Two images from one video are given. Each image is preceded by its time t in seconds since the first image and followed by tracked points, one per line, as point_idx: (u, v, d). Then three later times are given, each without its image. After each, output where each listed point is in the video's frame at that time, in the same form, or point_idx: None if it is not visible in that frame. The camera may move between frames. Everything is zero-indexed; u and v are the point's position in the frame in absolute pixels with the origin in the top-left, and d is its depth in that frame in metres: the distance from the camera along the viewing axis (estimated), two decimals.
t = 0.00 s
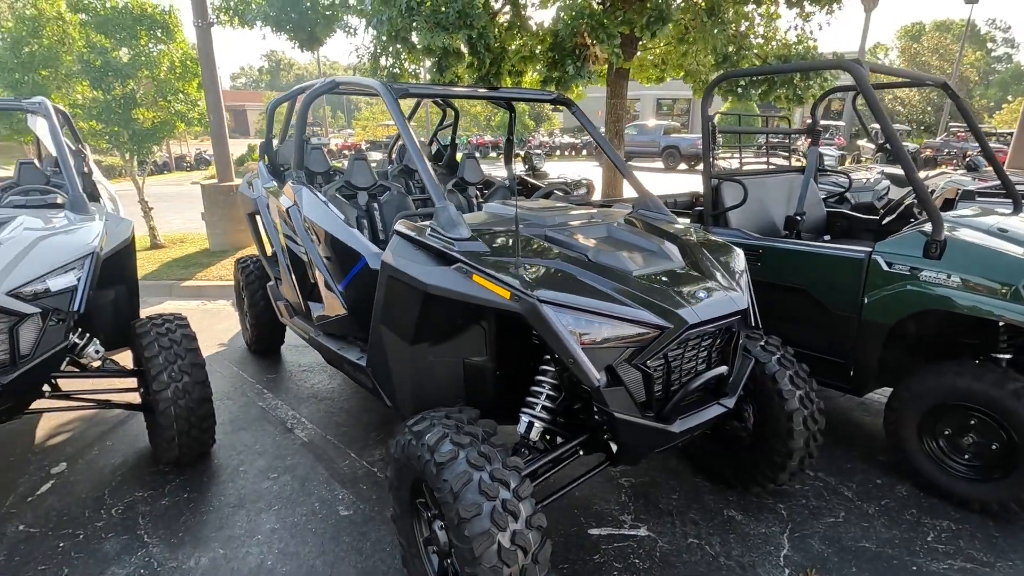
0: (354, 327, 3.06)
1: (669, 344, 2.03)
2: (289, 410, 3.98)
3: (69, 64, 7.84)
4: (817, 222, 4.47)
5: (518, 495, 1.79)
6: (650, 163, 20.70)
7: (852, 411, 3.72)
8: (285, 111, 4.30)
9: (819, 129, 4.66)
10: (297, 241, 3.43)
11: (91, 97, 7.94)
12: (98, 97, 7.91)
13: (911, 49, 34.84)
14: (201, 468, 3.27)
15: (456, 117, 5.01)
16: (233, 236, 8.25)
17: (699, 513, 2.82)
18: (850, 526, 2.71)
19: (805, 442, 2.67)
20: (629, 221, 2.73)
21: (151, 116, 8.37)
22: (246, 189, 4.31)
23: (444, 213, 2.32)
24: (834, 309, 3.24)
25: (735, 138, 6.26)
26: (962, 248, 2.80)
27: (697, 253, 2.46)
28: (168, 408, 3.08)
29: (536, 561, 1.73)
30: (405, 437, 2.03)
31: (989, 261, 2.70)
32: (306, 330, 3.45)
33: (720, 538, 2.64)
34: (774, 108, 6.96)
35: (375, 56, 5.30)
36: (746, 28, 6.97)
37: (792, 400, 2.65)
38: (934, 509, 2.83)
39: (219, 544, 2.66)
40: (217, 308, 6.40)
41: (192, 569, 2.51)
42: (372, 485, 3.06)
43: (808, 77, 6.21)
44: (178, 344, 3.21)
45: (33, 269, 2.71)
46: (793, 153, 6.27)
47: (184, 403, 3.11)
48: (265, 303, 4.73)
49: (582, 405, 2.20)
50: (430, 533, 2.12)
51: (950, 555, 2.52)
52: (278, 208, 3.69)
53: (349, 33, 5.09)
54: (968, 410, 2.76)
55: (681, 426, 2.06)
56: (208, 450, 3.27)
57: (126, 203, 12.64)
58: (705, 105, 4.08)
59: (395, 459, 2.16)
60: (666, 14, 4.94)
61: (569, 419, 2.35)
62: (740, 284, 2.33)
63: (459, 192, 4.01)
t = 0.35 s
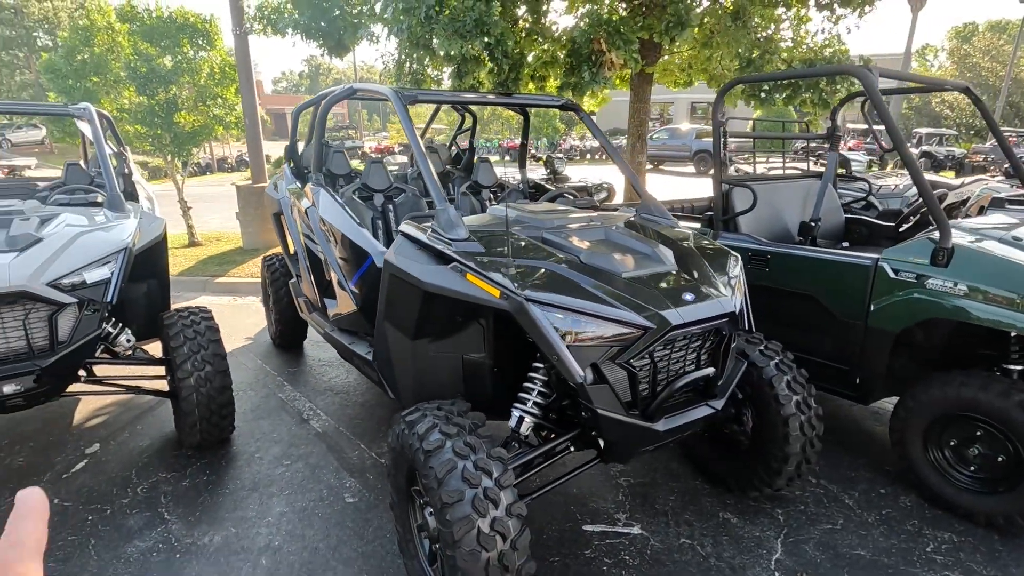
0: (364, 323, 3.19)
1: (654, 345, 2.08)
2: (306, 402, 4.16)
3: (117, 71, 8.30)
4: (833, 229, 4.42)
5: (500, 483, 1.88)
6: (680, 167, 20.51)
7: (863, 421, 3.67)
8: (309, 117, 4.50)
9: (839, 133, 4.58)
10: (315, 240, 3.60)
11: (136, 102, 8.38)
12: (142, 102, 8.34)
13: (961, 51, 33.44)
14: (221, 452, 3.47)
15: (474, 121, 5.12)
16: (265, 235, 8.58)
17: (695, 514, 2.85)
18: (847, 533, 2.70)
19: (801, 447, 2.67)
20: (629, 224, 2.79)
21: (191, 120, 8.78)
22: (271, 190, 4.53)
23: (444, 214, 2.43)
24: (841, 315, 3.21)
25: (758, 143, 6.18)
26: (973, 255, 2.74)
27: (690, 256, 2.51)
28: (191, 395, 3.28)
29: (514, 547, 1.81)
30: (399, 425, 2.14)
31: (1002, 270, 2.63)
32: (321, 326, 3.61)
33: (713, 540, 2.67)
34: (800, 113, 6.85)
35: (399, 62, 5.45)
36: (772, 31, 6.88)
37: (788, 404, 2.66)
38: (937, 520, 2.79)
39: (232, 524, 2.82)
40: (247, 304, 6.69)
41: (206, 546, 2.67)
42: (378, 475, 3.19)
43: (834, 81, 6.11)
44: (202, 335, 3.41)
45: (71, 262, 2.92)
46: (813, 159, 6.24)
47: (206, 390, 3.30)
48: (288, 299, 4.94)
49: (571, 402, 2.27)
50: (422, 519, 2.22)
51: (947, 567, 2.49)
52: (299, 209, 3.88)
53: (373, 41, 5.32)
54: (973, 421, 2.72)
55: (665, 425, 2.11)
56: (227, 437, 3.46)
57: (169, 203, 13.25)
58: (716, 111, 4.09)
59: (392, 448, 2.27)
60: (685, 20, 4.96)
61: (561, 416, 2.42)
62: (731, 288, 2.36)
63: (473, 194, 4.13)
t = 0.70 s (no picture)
0: (374, 323, 3.34)
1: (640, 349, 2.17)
2: (322, 398, 4.34)
3: (156, 78, 8.70)
4: (846, 237, 4.40)
5: (487, 477, 1.99)
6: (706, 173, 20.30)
7: (869, 431, 3.65)
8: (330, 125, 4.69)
9: (853, 141, 4.56)
10: (331, 243, 3.77)
11: (173, 108, 8.77)
12: (179, 108, 8.73)
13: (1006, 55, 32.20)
14: (240, 443, 3.66)
15: (490, 129, 5.24)
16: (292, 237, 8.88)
17: (689, 517, 2.90)
18: (841, 541, 2.72)
19: (795, 454, 2.70)
20: (627, 232, 2.87)
21: (224, 125, 9.14)
22: (294, 195, 4.73)
23: (445, 221, 2.56)
24: (844, 324, 3.21)
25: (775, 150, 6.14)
26: (975, 267, 2.73)
27: (683, 264, 2.58)
28: (213, 387, 3.47)
29: (498, 537, 1.90)
30: (397, 419, 2.26)
31: (1006, 283, 2.60)
32: (336, 325, 3.78)
33: (705, 542, 2.72)
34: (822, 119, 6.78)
35: (419, 70, 5.62)
36: (794, 38, 6.84)
37: (782, 411, 2.69)
38: (935, 532, 2.78)
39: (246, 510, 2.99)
40: (272, 303, 6.95)
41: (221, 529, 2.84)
42: (385, 469, 3.33)
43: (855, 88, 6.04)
44: (224, 331, 3.61)
45: (106, 260, 3.16)
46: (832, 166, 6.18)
47: (226, 383, 3.49)
48: (309, 299, 5.14)
49: (562, 402, 2.37)
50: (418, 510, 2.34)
51: None
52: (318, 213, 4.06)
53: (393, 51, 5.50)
54: (972, 432, 2.70)
55: (651, 426, 2.19)
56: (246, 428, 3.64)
57: (203, 205, 13.77)
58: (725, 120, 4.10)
59: (392, 441, 2.40)
60: (700, 28, 4.97)
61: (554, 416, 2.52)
62: (721, 295, 2.42)
63: (485, 200, 4.25)
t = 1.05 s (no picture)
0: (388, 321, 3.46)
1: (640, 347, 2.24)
2: (338, 393, 4.49)
3: (185, 82, 9.00)
4: (859, 242, 4.39)
5: (491, 467, 2.08)
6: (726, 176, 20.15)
7: (877, 435, 3.66)
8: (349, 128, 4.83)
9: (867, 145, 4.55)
10: (349, 243, 3.90)
11: (201, 111, 9.05)
12: (207, 111, 9.01)
13: None
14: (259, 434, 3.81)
15: (505, 133, 5.35)
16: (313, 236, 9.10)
17: (691, 515, 2.95)
18: (842, 542, 2.75)
19: (797, 455, 2.74)
20: (634, 235, 2.94)
21: (249, 128, 9.40)
22: (314, 196, 4.89)
23: (456, 222, 2.66)
24: (850, 328, 3.23)
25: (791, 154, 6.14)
26: (982, 273, 2.74)
27: (687, 267, 2.64)
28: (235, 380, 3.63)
29: (500, 525, 1.99)
30: (407, 412, 2.37)
31: (1013, 288, 2.62)
32: (352, 322, 3.91)
33: (706, 539, 2.77)
34: (840, 123, 6.74)
35: (437, 75, 5.75)
36: (813, 40, 6.81)
37: (785, 412, 2.73)
38: (938, 536, 2.79)
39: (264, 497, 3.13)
40: (293, 301, 7.15)
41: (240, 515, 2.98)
42: (396, 462, 3.45)
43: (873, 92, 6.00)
44: (245, 326, 3.77)
45: (137, 258, 3.33)
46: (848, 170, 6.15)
47: (247, 376, 3.65)
48: (327, 297, 5.30)
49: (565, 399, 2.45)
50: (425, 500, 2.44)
51: None
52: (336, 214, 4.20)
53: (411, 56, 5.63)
54: (977, 437, 2.71)
55: (650, 423, 2.26)
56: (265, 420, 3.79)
57: (229, 205, 14.14)
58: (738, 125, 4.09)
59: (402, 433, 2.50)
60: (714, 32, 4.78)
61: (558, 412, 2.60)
62: (723, 297, 2.48)
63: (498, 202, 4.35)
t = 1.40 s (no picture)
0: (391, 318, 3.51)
1: (635, 344, 2.28)
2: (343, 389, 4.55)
3: (193, 81, 9.10)
4: (862, 241, 4.40)
5: (488, 461, 2.12)
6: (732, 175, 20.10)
7: (875, 433, 3.68)
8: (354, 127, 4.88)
9: (870, 144, 4.55)
10: (353, 241, 3.96)
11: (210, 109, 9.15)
12: (215, 110, 9.11)
13: None
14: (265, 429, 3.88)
15: (509, 132, 5.39)
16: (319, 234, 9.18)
17: (688, 510, 2.99)
18: (837, 538, 2.77)
19: (792, 452, 2.76)
20: (633, 234, 2.97)
21: (257, 126, 9.49)
22: (319, 195, 4.94)
23: (456, 220, 2.71)
24: (849, 327, 3.25)
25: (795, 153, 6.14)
26: (978, 273, 2.76)
27: (684, 266, 2.67)
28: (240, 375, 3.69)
29: (496, 516, 2.04)
30: (407, 406, 2.42)
31: (1009, 288, 2.63)
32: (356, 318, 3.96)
33: (702, 534, 2.80)
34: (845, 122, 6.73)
35: (441, 74, 5.80)
36: (819, 39, 6.79)
37: (781, 410, 2.76)
38: (934, 533, 2.81)
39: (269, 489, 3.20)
40: (299, 297, 7.23)
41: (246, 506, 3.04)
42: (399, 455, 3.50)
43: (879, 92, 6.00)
44: (251, 322, 3.83)
45: (145, 255, 3.40)
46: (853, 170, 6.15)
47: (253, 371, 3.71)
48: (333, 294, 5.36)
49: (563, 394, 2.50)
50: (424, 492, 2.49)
51: None
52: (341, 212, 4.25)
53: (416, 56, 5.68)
54: (974, 436, 2.72)
55: (645, 419, 2.30)
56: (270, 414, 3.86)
57: (237, 203, 14.27)
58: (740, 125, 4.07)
59: (402, 427, 2.56)
60: (719, 32, 4.90)
61: (557, 408, 2.64)
62: (718, 295, 2.51)
63: (502, 201, 4.39)
